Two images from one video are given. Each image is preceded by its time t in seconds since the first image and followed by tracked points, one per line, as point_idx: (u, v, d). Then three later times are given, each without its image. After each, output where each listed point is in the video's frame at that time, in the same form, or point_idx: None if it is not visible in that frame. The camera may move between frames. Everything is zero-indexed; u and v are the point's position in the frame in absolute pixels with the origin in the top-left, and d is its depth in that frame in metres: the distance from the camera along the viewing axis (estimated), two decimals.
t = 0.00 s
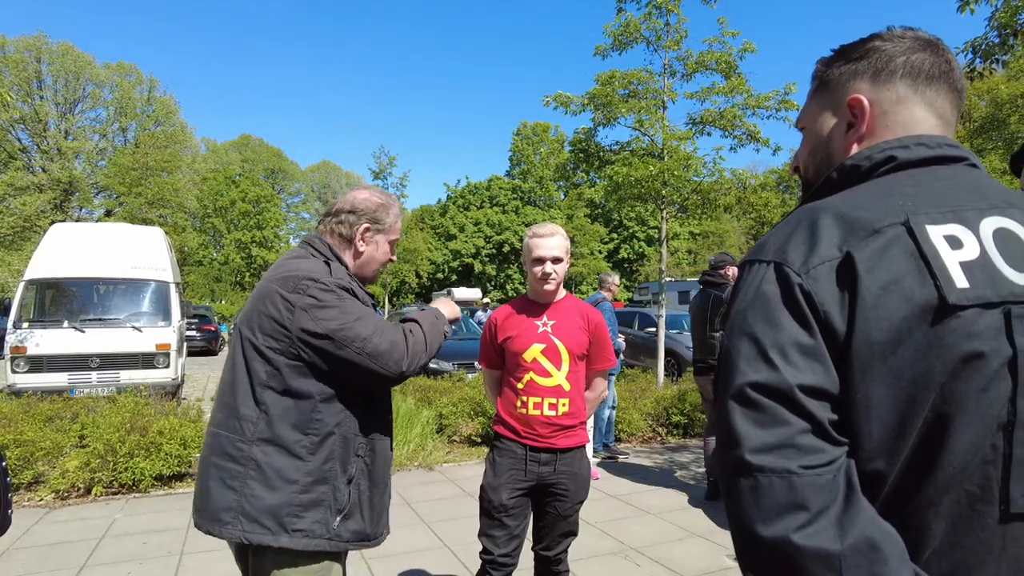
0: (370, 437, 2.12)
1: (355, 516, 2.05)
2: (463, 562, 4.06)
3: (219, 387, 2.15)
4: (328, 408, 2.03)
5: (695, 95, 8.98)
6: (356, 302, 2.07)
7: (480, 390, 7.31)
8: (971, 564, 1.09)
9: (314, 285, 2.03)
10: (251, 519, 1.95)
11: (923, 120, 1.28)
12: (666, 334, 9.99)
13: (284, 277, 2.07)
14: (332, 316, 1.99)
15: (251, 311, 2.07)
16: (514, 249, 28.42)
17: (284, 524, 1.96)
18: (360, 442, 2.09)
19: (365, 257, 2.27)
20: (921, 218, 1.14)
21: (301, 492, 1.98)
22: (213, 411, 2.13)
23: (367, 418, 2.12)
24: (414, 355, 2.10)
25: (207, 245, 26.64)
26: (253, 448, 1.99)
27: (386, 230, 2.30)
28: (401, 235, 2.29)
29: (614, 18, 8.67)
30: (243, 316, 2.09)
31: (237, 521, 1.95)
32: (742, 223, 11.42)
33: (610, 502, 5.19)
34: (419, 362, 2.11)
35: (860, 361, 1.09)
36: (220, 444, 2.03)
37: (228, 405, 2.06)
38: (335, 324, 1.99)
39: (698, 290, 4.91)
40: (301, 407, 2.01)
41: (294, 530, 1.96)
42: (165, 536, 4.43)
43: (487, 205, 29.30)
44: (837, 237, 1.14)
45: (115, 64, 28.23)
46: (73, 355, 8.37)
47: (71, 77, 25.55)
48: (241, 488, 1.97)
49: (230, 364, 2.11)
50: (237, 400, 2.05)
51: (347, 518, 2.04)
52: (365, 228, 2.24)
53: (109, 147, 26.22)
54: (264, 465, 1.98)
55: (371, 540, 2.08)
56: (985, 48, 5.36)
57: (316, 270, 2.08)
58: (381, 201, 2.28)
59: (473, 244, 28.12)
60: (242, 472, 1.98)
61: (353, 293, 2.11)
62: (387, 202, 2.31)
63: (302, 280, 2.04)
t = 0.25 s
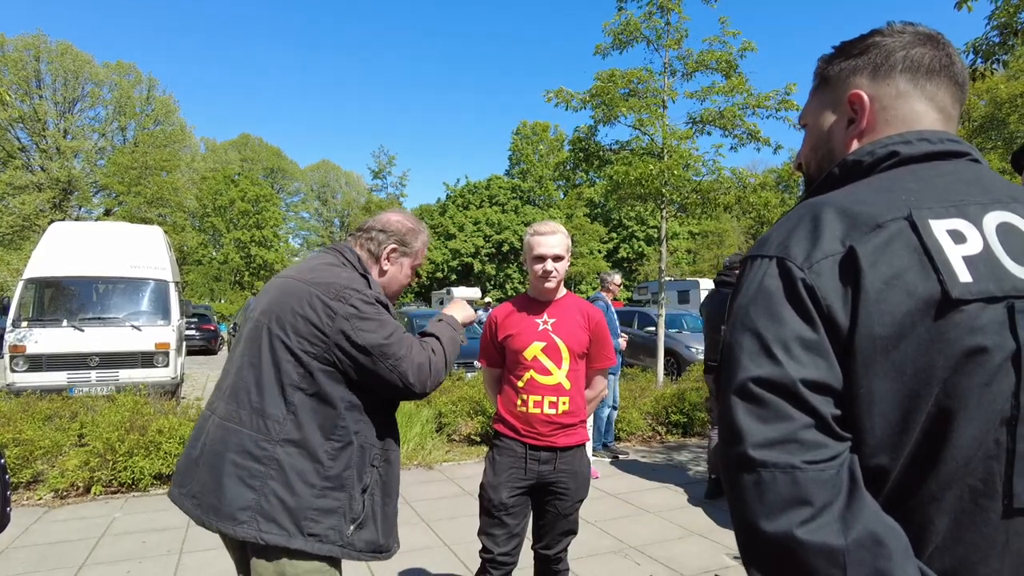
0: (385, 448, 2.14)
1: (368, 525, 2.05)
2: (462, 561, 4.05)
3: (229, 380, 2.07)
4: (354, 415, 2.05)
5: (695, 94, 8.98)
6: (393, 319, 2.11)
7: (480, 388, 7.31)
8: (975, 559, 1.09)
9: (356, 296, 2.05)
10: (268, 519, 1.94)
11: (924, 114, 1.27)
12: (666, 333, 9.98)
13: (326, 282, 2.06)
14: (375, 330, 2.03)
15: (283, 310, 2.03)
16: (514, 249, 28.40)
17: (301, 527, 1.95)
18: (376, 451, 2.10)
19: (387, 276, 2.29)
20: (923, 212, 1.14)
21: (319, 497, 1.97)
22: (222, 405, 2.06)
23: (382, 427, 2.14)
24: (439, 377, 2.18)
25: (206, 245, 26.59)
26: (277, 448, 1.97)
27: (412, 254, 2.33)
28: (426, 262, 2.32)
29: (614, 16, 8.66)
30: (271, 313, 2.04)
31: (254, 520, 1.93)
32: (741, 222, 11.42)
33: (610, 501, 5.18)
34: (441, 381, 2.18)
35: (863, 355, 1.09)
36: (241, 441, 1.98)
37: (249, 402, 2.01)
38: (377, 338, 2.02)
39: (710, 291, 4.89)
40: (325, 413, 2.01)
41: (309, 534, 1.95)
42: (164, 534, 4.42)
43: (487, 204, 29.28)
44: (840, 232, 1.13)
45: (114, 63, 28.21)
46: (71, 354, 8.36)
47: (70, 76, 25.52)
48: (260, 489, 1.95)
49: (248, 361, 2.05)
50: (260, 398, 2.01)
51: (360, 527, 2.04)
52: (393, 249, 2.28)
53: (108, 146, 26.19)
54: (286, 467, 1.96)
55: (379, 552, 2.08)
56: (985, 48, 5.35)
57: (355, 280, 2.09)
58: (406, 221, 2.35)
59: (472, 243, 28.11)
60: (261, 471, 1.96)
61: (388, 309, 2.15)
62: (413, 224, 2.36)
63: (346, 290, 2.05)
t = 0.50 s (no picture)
0: (392, 442, 2.15)
1: (377, 518, 2.07)
2: (462, 559, 4.05)
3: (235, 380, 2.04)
4: (368, 410, 2.06)
5: (695, 93, 8.97)
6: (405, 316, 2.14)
7: (480, 388, 7.30)
8: (979, 557, 1.09)
9: (369, 293, 2.07)
10: (286, 516, 1.93)
11: (924, 110, 1.26)
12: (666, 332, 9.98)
13: (339, 280, 2.07)
14: (391, 327, 2.05)
15: (296, 308, 2.02)
16: (513, 248, 28.39)
17: (317, 523, 1.95)
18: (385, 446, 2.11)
19: (388, 266, 2.28)
20: (926, 210, 1.13)
21: (335, 492, 1.98)
22: (229, 405, 2.02)
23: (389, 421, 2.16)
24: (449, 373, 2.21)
25: (205, 244, 26.54)
26: (294, 446, 1.97)
27: (411, 243, 2.33)
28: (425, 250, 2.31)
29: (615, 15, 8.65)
30: (283, 311, 2.03)
31: (270, 518, 1.92)
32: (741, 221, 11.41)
33: (610, 500, 5.18)
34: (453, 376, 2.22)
35: (866, 353, 1.08)
36: (255, 440, 1.96)
37: (261, 401, 1.99)
38: (394, 335, 2.04)
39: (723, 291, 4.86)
40: (339, 409, 2.01)
41: (325, 529, 1.95)
42: (163, 533, 4.41)
43: (486, 204, 29.26)
44: (843, 228, 1.13)
45: (114, 62, 28.19)
46: (71, 353, 8.35)
47: (69, 75, 25.51)
48: (277, 486, 1.94)
49: (258, 360, 2.03)
50: (273, 396, 1.99)
51: (369, 520, 2.05)
52: (390, 238, 2.27)
53: (107, 145, 26.16)
54: (303, 463, 1.96)
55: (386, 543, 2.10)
56: (985, 46, 5.35)
57: (366, 279, 2.11)
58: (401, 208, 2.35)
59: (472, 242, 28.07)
60: (277, 469, 1.95)
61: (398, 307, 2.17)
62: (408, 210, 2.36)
63: (360, 288, 2.07)
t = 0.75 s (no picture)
0: (395, 440, 2.13)
1: (380, 518, 2.06)
2: (461, 558, 4.05)
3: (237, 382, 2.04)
4: (370, 411, 2.06)
5: (695, 92, 8.97)
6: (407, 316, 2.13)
7: (479, 386, 7.30)
8: (981, 554, 1.08)
9: (371, 294, 2.06)
10: (287, 518, 1.92)
11: (923, 107, 1.25)
12: (665, 331, 9.97)
13: (339, 282, 2.06)
14: (393, 327, 2.04)
15: (295, 310, 2.01)
16: (513, 247, 28.38)
17: (320, 524, 1.94)
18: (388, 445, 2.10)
19: (389, 274, 2.27)
20: (928, 207, 1.13)
21: (337, 492, 1.98)
22: (231, 407, 2.03)
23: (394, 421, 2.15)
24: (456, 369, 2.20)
25: (204, 243, 26.51)
26: (294, 448, 1.96)
27: (413, 254, 2.33)
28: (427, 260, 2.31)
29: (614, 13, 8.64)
30: (283, 313, 2.02)
31: (271, 521, 1.92)
32: (740, 220, 11.41)
33: (609, 498, 5.18)
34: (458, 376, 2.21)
35: (869, 349, 1.08)
36: (255, 443, 1.96)
37: (262, 402, 1.99)
38: (396, 335, 2.04)
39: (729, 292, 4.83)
40: (342, 408, 2.01)
41: (329, 530, 1.95)
42: (163, 532, 4.41)
43: (485, 202, 29.27)
44: (845, 226, 1.12)
45: (113, 61, 28.17)
46: (70, 352, 8.34)
47: (68, 74, 25.52)
48: (278, 488, 1.93)
49: (260, 361, 2.03)
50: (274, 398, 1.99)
51: (374, 520, 2.04)
52: (393, 248, 2.27)
53: (106, 144, 26.13)
54: (304, 465, 1.96)
55: (392, 542, 2.10)
56: (985, 44, 5.34)
57: (367, 279, 2.10)
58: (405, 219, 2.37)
59: (471, 241, 28.05)
60: (279, 471, 1.95)
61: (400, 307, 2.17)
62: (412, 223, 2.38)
63: (361, 288, 2.06)
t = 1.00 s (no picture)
0: (392, 442, 2.13)
1: (376, 520, 2.05)
2: (461, 557, 4.05)
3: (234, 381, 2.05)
4: (366, 412, 2.05)
5: (694, 91, 8.96)
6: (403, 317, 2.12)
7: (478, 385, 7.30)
8: (980, 555, 1.09)
9: (365, 294, 2.06)
10: (278, 518, 1.93)
11: (924, 108, 1.25)
12: (665, 330, 9.97)
13: (334, 281, 2.06)
14: (386, 328, 2.03)
15: (291, 309, 2.02)
16: (512, 246, 28.37)
17: (312, 525, 1.94)
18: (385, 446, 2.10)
19: (391, 272, 2.27)
20: (929, 209, 1.13)
21: (331, 493, 1.97)
22: (227, 406, 2.04)
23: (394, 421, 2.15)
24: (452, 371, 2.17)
25: (203, 242, 26.47)
26: (287, 448, 1.96)
27: (418, 251, 2.31)
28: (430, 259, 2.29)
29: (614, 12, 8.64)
30: (278, 312, 2.03)
31: (264, 519, 1.92)
32: (739, 219, 11.41)
33: (609, 498, 5.18)
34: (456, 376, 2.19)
35: (869, 350, 1.08)
36: (248, 441, 1.97)
37: (256, 402, 2.00)
38: (389, 336, 2.02)
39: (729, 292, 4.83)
40: (337, 409, 2.01)
41: (321, 531, 1.95)
42: (162, 532, 4.41)
43: (485, 201, 29.26)
44: (845, 227, 1.13)
45: (112, 60, 28.15)
46: (69, 351, 8.33)
47: (67, 72, 25.51)
48: (270, 488, 1.94)
49: (255, 360, 2.03)
50: (269, 398, 1.99)
51: (370, 523, 2.03)
52: (396, 246, 2.26)
53: (106, 143, 26.11)
54: (296, 465, 1.96)
55: (389, 546, 2.09)
56: (985, 43, 5.34)
57: (361, 278, 2.09)
58: (411, 217, 2.35)
59: (471, 240, 28.03)
60: (273, 470, 1.95)
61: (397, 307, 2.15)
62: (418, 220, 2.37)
63: (355, 288, 2.05)
